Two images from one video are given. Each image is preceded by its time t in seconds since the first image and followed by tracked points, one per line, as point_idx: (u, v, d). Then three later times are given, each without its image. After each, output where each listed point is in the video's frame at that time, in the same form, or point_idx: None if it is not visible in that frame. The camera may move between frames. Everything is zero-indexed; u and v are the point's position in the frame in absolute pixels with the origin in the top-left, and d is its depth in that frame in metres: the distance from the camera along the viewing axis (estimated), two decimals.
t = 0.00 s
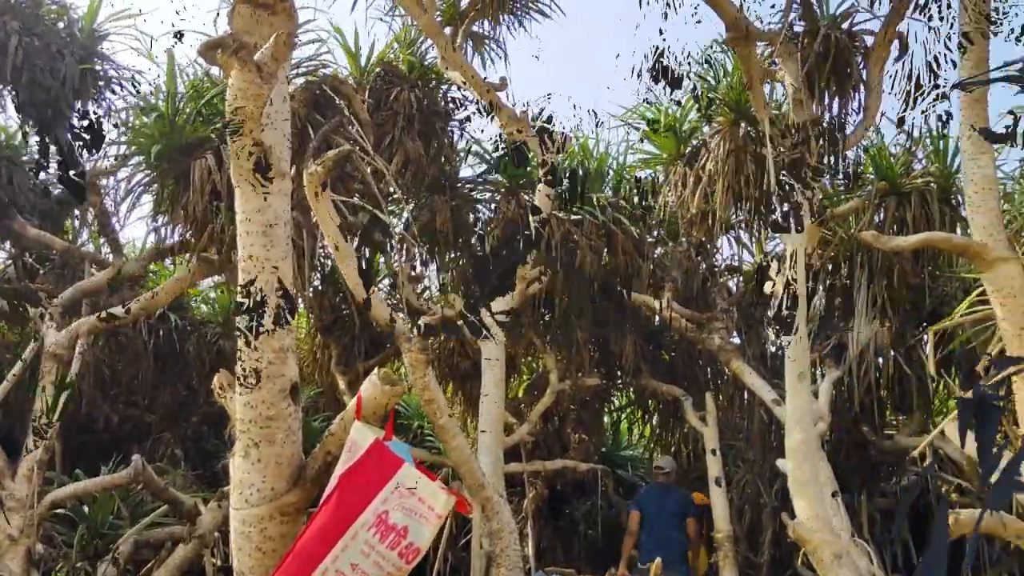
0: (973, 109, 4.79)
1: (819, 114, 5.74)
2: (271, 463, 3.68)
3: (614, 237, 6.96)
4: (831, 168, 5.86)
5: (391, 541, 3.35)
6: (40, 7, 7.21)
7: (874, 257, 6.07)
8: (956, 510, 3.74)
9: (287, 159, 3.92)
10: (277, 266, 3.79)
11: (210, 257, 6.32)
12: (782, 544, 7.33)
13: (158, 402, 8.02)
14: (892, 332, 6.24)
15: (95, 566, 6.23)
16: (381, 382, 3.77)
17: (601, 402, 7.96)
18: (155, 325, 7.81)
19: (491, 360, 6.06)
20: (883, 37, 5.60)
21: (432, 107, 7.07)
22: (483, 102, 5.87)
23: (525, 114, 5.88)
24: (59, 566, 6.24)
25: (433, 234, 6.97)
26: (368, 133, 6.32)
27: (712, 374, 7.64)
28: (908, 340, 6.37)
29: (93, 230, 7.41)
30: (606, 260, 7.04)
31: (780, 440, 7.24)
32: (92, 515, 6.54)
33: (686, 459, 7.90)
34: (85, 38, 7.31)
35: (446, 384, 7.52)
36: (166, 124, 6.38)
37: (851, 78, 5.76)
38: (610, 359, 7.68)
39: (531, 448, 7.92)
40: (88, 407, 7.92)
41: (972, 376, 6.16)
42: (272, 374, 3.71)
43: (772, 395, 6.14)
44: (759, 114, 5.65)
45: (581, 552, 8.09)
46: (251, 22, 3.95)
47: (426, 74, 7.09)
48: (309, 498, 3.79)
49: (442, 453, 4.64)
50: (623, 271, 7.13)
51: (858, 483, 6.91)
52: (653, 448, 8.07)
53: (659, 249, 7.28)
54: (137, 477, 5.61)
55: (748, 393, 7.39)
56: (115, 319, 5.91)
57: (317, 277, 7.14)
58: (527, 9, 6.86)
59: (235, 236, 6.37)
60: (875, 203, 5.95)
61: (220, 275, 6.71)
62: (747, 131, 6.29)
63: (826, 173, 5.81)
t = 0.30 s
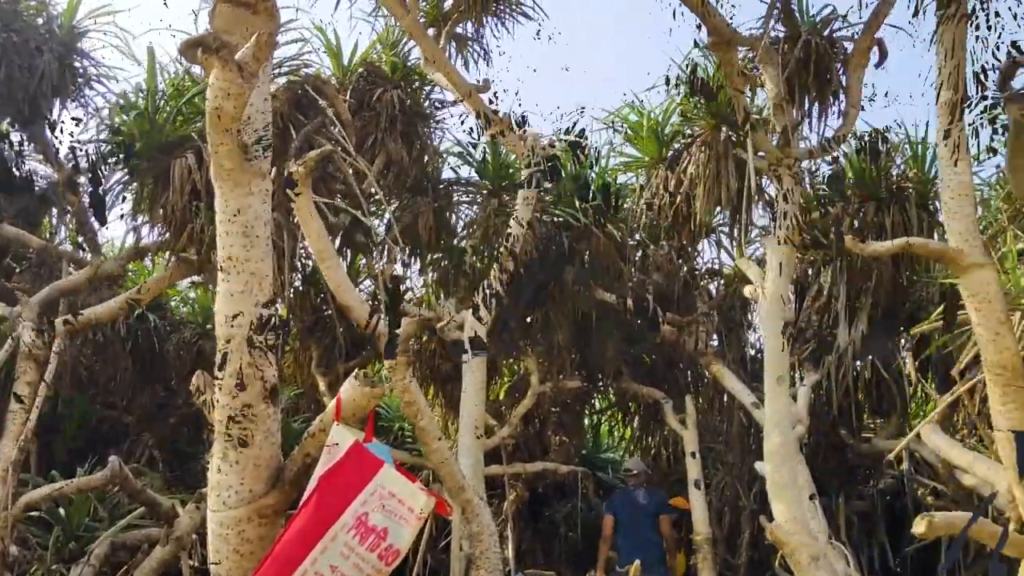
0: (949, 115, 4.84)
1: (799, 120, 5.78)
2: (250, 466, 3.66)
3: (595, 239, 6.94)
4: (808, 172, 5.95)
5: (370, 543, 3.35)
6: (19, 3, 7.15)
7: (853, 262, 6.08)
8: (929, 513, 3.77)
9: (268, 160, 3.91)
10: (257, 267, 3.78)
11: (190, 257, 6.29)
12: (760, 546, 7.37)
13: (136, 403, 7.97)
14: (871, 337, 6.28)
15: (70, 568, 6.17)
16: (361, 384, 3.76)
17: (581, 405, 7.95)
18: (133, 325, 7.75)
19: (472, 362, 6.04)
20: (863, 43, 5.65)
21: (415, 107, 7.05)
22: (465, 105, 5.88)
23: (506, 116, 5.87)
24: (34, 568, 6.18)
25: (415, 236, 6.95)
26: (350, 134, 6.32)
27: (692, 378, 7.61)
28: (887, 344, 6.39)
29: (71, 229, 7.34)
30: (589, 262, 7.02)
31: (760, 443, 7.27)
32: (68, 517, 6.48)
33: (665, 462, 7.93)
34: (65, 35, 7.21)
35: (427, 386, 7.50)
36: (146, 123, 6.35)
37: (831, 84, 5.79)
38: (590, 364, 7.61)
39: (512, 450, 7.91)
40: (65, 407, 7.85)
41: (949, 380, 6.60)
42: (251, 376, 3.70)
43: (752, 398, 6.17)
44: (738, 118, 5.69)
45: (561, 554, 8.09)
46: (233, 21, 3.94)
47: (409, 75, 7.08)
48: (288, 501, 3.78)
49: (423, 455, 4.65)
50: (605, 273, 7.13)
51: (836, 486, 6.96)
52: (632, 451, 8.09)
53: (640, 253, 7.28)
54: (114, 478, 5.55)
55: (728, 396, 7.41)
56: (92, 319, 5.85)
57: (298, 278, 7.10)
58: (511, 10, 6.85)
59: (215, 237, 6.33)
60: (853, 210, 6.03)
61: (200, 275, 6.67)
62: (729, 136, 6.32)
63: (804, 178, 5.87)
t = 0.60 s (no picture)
0: (937, 118, 4.86)
1: (789, 122, 5.79)
2: (236, 466, 3.66)
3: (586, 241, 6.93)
4: (796, 174, 5.99)
5: (357, 543, 3.35)
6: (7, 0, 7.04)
7: (841, 262, 6.15)
8: (915, 514, 3.78)
9: (257, 160, 3.90)
10: (246, 267, 3.78)
11: (179, 256, 6.26)
12: (748, 547, 7.39)
13: (123, 403, 7.94)
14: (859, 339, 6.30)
15: (57, 569, 6.14)
16: (349, 384, 3.76)
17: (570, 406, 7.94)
18: (121, 324, 7.72)
19: (462, 363, 6.04)
20: (852, 46, 5.68)
21: (405, 108, 7.04)
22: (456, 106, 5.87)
23: (497, 117, 5.87)
24: (20, 569, 6.15)
25: (405, 236, 6.94)
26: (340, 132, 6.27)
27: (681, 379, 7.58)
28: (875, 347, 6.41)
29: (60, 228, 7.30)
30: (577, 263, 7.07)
31: (748, 443, 7.29)
32: (55, 517, 6.45)
33: (654, 463, 7.93)
34: (52, 32, 7.12)
35: (416, 387, 7.49)
36: (135, 121, 6.31)
37: (820, 87, 5.78)
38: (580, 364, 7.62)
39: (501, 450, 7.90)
40: (52, 407, 7.82)
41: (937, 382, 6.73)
42: (240, 376, 3.70)
43: (741, 399, 6.19)
44: (728, 120, 5.70)
45: (550, 555, 8.10)
46: (222, 20, 3.93)
47: (399, 75, 7.07)
48: (275, 500, 3.77)
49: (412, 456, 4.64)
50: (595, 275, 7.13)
51: (823, 486, 6.98)
52: (622, 451, 8.09)
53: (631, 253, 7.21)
54: (102, 478, 5.52)
55: (717, 396, 7.42)
56: (79, 319, 5.82)
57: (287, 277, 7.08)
58: (503, 11, 6.85)
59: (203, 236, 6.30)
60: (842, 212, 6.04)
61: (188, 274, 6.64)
62: (719, 138, 6.29)
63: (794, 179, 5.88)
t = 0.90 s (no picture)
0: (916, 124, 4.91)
1: (771, 126, 5.83)
2: (217, 467, 3.65)
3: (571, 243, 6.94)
4: (779, 177, 6.02)
5: (338, 545, 3.35)
6: None
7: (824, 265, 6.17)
8: (895, 515, 3.82)
9: (240, 160, 3.89)
10: (228, 267, 3.76)
11: (162, 256, 6.23)
12: (730, 547, 7.41)
13: (104, 403, 7.89)
14: (841, 341, 6.34)
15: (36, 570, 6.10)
16: (332, 385, 3.76)
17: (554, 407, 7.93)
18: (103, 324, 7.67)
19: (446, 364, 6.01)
20: (834, 50, 5.72)
21: (390, 108, 7.03)
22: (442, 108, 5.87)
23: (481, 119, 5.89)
24: None
25: (390, 236, 6.93)
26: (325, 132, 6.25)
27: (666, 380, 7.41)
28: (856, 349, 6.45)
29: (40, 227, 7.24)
30: (563, 264, 7.05)
31: (731, 444, 7.32)
32: (34, 518, 6.41)
33: (638, 464, 7.95)
34: (33, 29, 7.06)
35: (400, 388, 7.47)
36: (117, 120, 6.27)
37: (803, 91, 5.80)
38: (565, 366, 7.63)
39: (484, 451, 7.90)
40: (32, 407, 7.76)
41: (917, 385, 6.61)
42: (222, 376, 3.69)
43: (724, 400, 6.22)
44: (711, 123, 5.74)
45: (533, 555, 8.11)
46: (205, 19, 3.92)
47: (384, 76, 7.06)
48: (256, 501, 3.76)
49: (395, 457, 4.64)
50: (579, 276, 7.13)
51: (805, 487, 7.01)
52: (605, 452, 8.11)
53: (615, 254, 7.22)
54: (81, 479, 5.49)
55: (700, 398, 7.45)
56: (59, 318, 5.79)
57: (271, 277, 7.06)
58: (488, 13, 6.86)
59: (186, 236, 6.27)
60: (825, 214, 6.08)
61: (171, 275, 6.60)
62: (702, 140, 6.37)
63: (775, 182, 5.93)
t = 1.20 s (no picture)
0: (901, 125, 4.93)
1: (757, 126, 5.86)
2: (202, 467, 3.63)
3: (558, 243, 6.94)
4: (766, 177, 6.03)
5: (325, 545, 3.35)
6: None
7: (810, 265, 6.18)
8: (880, 515, 3.85)
9: (226, 158, 3.88)
10: (213, 266, 3.74)
11: (147, 254, 6.18)
12: (717, 547, 7.43)
13: (89, 402, 7.85)
14: (827, 341, 6.36)
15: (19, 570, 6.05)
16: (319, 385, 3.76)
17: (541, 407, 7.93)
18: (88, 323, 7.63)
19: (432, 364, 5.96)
20: (820, 51, 5.74)
21: (377, 107, 7.04)
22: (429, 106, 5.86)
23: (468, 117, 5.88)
24: None
25: (378, 235, 6.92)
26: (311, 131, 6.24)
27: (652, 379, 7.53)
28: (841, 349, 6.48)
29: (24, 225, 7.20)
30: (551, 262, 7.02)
31: (718, 444, 7.34)
32: (18, 518, 6.36)
33: (625, 464, 7.95)
34: (17, 26, 7.00)
35: (387, 387, 7.46)
36: (102, 118, 6.24)
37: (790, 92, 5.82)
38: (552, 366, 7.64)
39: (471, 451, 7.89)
40: (16, 406, 7.71)
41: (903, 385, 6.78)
42: (207, 376, 3.67)
43: (711, 400, 6.22)
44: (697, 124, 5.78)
45: (520, 555, 8.11)
46: (189, 16, 3.90)
47: (372, 74, 7.04)
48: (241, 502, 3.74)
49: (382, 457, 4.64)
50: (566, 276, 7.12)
51: (791, 486, 7.04)
52: (593, 452, 8.11)
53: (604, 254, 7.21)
54: (65, 478, 5.45)
55: (687, 397, 7.47)
56: (43, 317, 5.75)
57: (257, 276, 7.04)
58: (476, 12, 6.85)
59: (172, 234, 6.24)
60: (811, 214, 6.10)
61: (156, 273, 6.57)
62: (690, 140, 6.58)
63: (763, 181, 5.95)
